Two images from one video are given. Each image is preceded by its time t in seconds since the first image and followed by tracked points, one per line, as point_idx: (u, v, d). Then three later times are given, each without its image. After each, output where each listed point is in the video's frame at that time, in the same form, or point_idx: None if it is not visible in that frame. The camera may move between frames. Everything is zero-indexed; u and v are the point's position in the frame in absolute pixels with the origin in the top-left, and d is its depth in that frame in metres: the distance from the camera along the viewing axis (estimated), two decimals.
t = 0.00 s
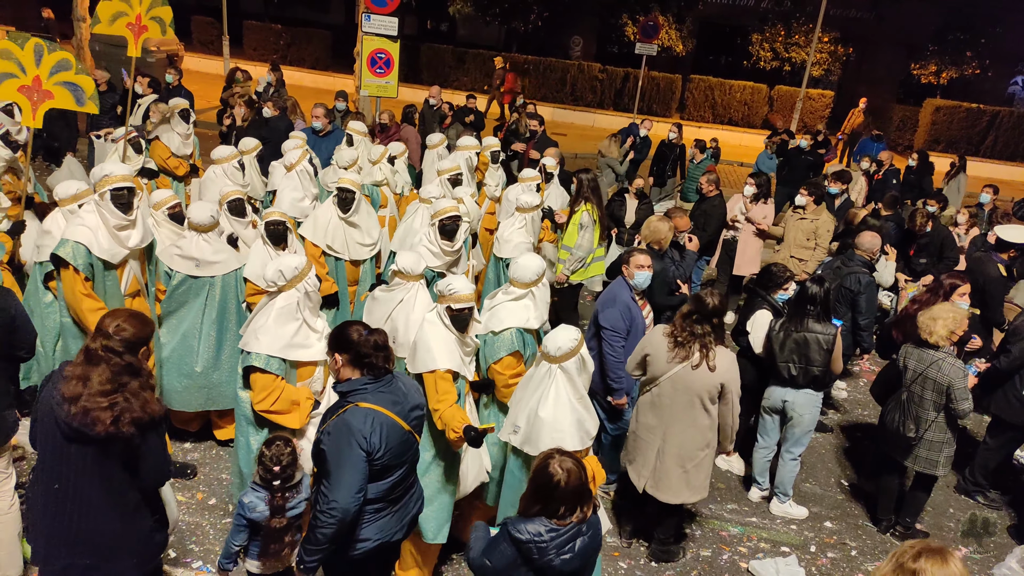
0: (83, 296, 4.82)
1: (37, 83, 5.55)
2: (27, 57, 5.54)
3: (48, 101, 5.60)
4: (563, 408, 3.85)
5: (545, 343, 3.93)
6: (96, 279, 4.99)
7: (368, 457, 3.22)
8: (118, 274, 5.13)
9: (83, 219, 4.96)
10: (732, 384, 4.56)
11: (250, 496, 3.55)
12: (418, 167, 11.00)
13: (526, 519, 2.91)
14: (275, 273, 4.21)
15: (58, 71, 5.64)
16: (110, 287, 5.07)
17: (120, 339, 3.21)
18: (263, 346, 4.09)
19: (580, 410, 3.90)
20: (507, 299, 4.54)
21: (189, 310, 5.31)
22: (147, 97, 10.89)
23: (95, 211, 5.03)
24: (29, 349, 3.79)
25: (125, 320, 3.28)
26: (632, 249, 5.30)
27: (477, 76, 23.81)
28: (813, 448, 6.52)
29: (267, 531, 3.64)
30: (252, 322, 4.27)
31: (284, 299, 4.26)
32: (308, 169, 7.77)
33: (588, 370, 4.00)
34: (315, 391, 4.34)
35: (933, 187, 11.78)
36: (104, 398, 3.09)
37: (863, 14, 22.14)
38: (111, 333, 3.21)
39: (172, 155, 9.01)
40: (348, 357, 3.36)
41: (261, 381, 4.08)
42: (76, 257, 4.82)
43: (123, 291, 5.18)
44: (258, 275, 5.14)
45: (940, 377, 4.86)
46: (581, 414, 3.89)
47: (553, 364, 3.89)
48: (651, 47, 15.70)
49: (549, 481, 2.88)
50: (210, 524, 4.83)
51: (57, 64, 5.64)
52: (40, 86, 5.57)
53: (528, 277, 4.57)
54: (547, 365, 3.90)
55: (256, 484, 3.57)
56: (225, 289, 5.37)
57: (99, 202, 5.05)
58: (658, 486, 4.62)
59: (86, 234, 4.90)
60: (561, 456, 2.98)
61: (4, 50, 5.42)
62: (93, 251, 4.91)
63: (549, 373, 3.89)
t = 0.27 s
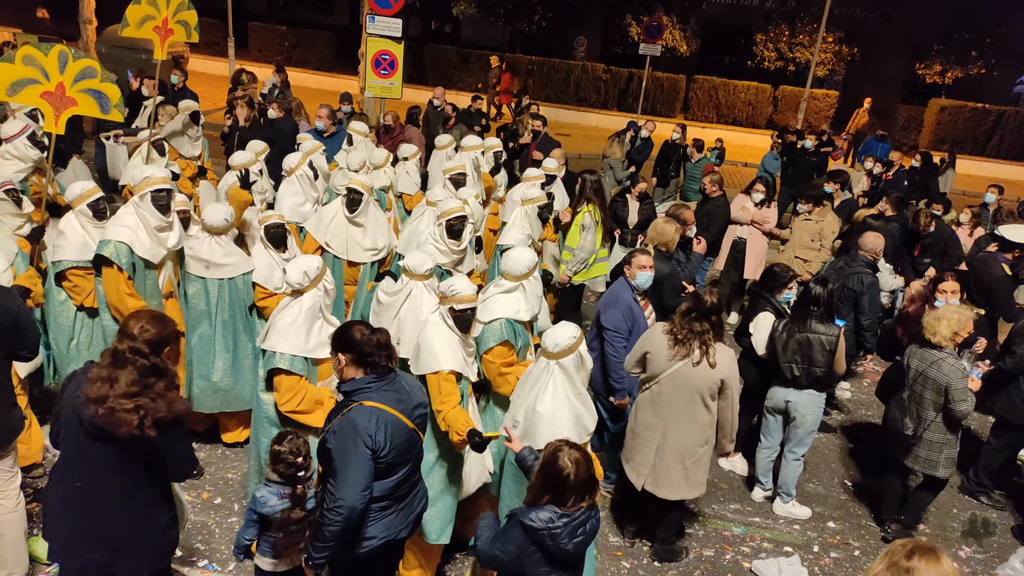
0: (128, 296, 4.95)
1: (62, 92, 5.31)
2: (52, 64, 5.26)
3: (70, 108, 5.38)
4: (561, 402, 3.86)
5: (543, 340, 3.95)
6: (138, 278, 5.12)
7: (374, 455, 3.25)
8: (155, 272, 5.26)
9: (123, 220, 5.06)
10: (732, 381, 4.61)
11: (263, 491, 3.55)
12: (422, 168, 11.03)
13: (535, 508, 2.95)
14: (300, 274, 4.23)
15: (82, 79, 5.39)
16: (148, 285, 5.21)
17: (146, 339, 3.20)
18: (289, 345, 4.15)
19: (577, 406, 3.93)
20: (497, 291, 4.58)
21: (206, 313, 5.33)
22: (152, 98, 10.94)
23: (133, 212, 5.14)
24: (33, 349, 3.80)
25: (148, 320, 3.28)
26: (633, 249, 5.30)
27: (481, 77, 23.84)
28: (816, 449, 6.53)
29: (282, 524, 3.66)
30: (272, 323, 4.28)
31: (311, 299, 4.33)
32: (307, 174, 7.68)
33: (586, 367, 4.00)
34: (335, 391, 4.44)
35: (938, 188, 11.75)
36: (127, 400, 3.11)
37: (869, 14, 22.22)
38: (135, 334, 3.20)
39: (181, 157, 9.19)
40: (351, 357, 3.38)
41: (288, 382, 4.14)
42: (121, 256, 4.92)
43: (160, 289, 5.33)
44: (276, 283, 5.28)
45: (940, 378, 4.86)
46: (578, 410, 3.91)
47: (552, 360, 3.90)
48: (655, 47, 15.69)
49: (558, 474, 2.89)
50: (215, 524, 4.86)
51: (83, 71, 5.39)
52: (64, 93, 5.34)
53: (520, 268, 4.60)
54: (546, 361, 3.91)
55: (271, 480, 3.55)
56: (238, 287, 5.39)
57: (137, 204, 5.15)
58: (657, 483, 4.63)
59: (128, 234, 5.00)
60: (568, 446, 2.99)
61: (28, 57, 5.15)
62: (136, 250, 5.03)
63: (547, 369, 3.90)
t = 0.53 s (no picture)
0: (162, 298, 4.87)
1: (69, 96, 5.22)
2: (58, 69, 5.19)
3: (80, 113, 5.32)
4: (551, 398, 3.84)
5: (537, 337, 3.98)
6: (173, 281, 5.04)
7: (381, 453, 3.26)
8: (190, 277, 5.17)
9: (158, 222, 4.99)
10: (734, 377, 4.53)
11: (269, 491, 3.57)
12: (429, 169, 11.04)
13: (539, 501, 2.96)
14: (317, 275, 4.30)
15: (90, 82, 5.31)
16: (180, 288, 5.10)
17: (160, 339, 3.21)
18: (313, 348, 4.16)
19: (569, 403, 3.92)
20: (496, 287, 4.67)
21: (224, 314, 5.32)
22: (161, 100, 11.01)
23: (167, 214, 5.07)
24: (42, 349, 3.83)
25: (163, 321, 3.29)
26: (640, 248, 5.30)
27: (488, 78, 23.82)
28: (824, 449, 6.51)
29: (299, 521, 3.67)
30: (291, 325, 4.31)
31: (327, 301, 4.40)
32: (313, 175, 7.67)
33: (576, 366, 3.98)
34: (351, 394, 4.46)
35: (946, 187, 11.69)
36: (148, 401, 3.12)
37: (876, 13, 22.17)
38: (152, 335, 3.22)
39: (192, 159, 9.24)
40: (358, 356, 3.39)
41: (312, 384, 4.17)
42: (156, 257, 4.87)
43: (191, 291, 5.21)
44: (291, 283, 5.36)
45: (946, 379, 4.84)
46: (569, 408, 3.91)
47: (544, 357, 3.92)
48: (661, 47, 15.66)
49: (561, 469, 2.91)
50: (224, 523, 4.89)
51: (90, 75, 5.29)
52: (72, 98, 5.25)
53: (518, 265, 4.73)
54: (539, 357, 3.93)
55: (279, 480, 3.57)
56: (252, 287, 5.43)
57: (171, 206, 5.09)
58: (660, 479, 4.64)
59: (163, 235, 4.94)
60: (569, 441, 3.00)
61: (33, 63, 5.07)
62: (172, 252, 4.97)
63: (537, 366, 3.90)
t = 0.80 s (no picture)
0: (195, 308, 4.76)
1: (77, 102, 5.15)
2: (65, 75, 5.10)
3: (87, 119, 5.22)
4: (537, 399, 3.82)
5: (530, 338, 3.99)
6: (203, 291, 5.00)
7: (390, 456, 3.26)
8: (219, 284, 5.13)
9: (186, 232, 4.95)
10: (736, 376, 4.49)
11: (270, 495, 3.60)
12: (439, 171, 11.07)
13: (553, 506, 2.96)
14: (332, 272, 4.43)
15: (98, 88, 5.25)
16: (212, 297, 5.06)
17: (161, 341, 3.21)
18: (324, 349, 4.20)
19: (557, 407, 3.85)
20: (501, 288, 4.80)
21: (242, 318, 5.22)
22: (174, 104, 11.08)
23: (195, 224, 5.05)
24: (55, 352, 3.85)
25: (171, 322, 3.30)
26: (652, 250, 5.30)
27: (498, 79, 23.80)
28: (837, 451, 6.46)
29: (300, 524, 3.70)
30: (302, 326, 4.35)
31: (325, 304, 4.39)
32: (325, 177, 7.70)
33: (568, 367, 3.96)
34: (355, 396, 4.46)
35: (961, 186, 11.60)
36: (144, 399, 3.15)
37: (889, 11, 22.06)
38: (155, 339, 3.21)
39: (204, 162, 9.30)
40: (370, 358, 3.39)
41: (324, 390, 4.16)
42: (190, 268, 4.83)
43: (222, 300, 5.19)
44: (307, 285, 5.51)
45: (963, 380, 4.80)
46: (557, 412, 3.83)
47: (536, 358, 3.92)
48: (672, 48, 15.63)
49: (575, 473, 2.91)
50: (236, 524, 4.91)
51: (98, 80, 5.24)
52: (80, 104, 5.18)
53: (524, 268, 4.80)
54: (530, 358, 3.94)
55: (279, 483, 3.60)
56: (269, 291, 5.33)
57: (198, 215, 5.09)
58: (665, 478, 4.63)
59: (193, 246, 4.90)
60: (586, 446, 3.00)
61: (38, 70, 5.12)
62: (204, 262, 4.93)
63: (528, 366, 3.92)
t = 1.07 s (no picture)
0: (225, 320, 4.69)
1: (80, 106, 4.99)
2: (62, 78, 4.85)
3: (91, 121, 5.08)
4: (524, 400, 3.74)
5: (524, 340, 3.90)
6: (233, 301, 4.89)
7: (401, 457, 3.27)
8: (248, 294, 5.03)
9: (209, 243, 4.80)
10: (741, 375, 4.43)
11: (280, 497, 3.61)
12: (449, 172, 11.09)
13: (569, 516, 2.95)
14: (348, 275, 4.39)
15: (98, 89, 5.07)
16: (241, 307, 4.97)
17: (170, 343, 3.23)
18: (330, 352, 4.18)
19: (546, 410, 3.74)
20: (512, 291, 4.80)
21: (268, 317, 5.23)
22: (186, 107, 11.16)
23: (216, 234, 4.87)
24: (70, 354, 3.88)
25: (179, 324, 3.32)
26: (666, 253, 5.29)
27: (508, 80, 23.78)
28: (851, 451, 6.41)
29: (306, 526, 3.72)
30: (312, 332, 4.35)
31: (335, 309, 4.38)
32: (339, 178, 7.72)
33: (558, 372, 3.84)
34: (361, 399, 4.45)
35: (976, 185, 11.49)
36: (148, 399, 3.16)
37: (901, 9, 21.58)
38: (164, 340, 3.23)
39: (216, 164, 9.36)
40: (383, 360, 3.39)
41: (328, 395, 4.13)
42: (219, 280, 4.71)
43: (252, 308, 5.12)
44: (318, 290, 5.69)
45: (982, 382, 4.75)
46: (544, 416, 3.72)
47: (530, 358, 3.84)
48: (682, 47, 15.57)
49: (592, 484, 2.89)
50: (249, 524, 4.94)
51: (99, 81, 5.06)
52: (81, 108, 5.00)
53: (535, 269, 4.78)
54: (524, 359, 3.85)
55: (289, 485, 3.61)
56: (288, 293, 5.33)
57: (218, 225, 4.90)
58: (671, 475, 4.62)
59: (218, 258, 4.77)
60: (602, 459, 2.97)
61: (36, 75, 4.75)
62: (230, 272, 4.81)
63: (521, 368, 3.85)
